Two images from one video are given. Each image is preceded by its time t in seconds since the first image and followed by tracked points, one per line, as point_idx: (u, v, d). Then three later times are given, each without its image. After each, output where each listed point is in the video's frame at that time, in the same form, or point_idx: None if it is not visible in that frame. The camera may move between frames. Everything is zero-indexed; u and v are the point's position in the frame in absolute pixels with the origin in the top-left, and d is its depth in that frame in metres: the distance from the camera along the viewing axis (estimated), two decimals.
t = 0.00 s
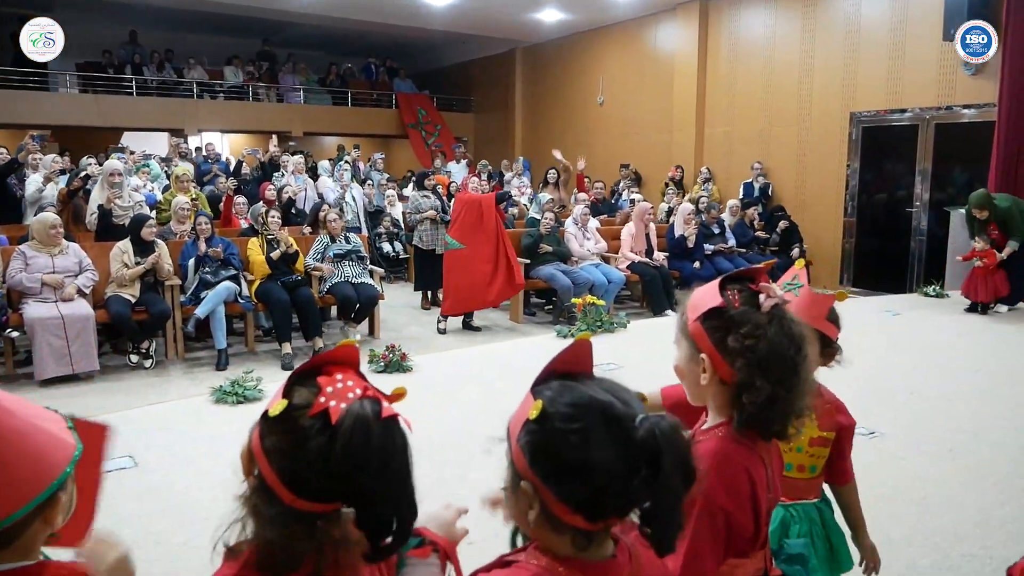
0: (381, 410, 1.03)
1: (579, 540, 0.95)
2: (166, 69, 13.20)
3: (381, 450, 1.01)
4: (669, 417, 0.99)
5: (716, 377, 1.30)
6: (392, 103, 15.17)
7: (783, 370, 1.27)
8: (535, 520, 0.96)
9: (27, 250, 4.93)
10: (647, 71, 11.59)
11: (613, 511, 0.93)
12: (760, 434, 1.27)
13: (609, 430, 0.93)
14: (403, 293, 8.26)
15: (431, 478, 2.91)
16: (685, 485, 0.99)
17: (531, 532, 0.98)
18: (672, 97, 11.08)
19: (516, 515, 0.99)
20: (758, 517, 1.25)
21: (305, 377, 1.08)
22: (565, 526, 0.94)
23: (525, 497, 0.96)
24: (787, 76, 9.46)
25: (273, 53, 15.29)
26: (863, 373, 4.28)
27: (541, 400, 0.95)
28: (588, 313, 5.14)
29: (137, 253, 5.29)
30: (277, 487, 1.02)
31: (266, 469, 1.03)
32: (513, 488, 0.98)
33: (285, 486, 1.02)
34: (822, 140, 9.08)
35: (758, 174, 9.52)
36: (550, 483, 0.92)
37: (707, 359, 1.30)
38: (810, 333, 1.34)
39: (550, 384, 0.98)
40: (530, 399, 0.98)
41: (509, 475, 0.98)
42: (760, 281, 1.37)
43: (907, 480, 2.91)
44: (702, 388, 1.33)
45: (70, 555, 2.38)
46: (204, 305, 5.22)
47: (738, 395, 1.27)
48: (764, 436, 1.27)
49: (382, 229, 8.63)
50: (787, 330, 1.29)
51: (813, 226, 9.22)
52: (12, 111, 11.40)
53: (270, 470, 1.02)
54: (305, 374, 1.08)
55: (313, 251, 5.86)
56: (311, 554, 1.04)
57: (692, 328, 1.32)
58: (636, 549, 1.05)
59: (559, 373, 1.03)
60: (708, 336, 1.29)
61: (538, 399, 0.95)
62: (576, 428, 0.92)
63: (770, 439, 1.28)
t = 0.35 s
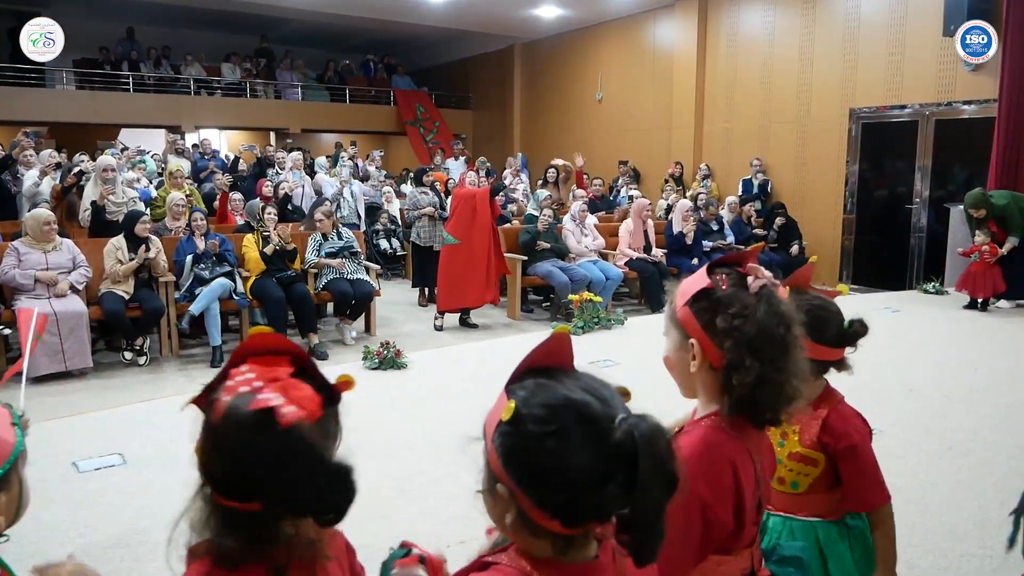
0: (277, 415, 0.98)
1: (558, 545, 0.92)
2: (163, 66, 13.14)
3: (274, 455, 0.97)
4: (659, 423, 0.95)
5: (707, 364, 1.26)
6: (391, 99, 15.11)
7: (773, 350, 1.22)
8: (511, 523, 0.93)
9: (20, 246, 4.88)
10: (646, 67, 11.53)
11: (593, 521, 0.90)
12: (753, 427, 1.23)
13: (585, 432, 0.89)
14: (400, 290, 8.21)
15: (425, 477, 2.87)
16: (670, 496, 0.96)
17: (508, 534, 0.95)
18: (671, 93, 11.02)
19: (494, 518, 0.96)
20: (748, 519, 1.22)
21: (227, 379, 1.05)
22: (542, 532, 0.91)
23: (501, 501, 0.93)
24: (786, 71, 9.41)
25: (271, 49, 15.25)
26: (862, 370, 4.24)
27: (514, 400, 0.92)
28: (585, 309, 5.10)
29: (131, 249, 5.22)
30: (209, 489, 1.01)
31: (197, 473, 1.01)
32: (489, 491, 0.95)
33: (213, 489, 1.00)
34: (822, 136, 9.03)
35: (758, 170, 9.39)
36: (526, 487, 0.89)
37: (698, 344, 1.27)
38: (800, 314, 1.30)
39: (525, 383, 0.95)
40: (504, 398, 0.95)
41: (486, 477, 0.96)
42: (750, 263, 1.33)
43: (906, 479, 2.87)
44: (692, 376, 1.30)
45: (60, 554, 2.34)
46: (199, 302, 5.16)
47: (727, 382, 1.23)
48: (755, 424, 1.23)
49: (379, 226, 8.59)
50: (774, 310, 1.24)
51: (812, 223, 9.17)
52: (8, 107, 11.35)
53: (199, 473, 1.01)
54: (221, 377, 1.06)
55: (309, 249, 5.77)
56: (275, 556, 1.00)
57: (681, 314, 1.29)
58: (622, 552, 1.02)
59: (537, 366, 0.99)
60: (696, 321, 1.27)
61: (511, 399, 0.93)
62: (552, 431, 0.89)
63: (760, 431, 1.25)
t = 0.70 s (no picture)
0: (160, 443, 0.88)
1: (551, 554, 0.86)
2: (160, 61, 13.06)
3: (162, 488, 0.88)
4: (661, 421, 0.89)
5: (703, 356, 1.20)
6: (390, 95, 15.04)
7: (772, 337, 1.14)
8: (498, 532, 0.88)
9: (13, 240, 4.82)
10: (645, 62, 11.47)
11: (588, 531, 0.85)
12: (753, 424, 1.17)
13: (576, 432, 0.84)
14: (398, 285, 8.15)
15: (420, 473, 2.81)
16: (674, 500, 0.91)
17: (496, 542, 0.90)
18: (672, 88, 10.96)
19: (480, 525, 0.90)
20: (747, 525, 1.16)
21: (152, 381, 0.97)
22: (533, 543, 0.86)
23: (486, 510, 0.87)
24: (788, 66, 9.35)
25: (269, 45, 15.18)
26: (864, 367, 4.19)
27: (498, 399, 0.86)
28: (584, 304, 5.04)
29: (125, 244, 5.18)
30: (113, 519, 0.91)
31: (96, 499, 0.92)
32: (474, 497, 0.89)
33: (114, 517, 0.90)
34: (823, 131, 8.97)
35: (759, 166, 9.36)
36: (513, 494, 0.83)
37: (692, 334, 1.20)
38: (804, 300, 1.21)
39: (509, 380, 0.89)
40: (486, 396, 0.88)
41: (468, 483, 0.89)
42: (747, 246, 1.25)
43: (910, 476, 2.81)
44: (689, 368, 1.23)
45: (46, 552, 2.27)
46: (193, 297, 5.10)
47: (723, 375, 1.17)
48: (755, 419, 1.17)
49: (376, 221, 8.52)
50: (774, 296, 1.15)
51: (813, 219, 9.10)
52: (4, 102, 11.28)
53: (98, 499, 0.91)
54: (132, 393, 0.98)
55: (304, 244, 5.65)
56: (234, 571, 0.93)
57: (675, 302, 1.22)
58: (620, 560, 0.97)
59: (521, 359, 0.93)
60: (691, 309, 1.20)
61: (494, 399, 0.86)
62: (540, 433, 0.83)
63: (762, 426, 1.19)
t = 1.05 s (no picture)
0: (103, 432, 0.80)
1: (567, 531, 0.79)
2: (159, 55, 12.96)
3: (108, 476, 0.80)
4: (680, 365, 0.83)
5: (730, 325, 1.12)
6: (390, 90, 14.94)
7: (810, 295, 1.08)
8: (507, 508, 0.80)
9: (6, 230, 4.74)
10: (647, 56, 11.37)
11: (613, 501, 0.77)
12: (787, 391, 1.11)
13: (598, 384, 0.76)
14: (397, 279, 8.07)
15: (417, 466, 2.73)
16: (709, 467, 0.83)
17: (502, 517, 0.82)
18: (674, 83, 10.86)
19: (484, 500, 0.83)
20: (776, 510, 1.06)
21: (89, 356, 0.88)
22: (549, 518, 0.78)
23: (494, 482, 0.79)
24: (791, 59, 9.26)
25: (268, 40, 15.12)
26: (871, 359, 4.11)
27: (505, 352, 0.78)
28: (585, 297, 4.96)
29: (119, 236, 5.09)
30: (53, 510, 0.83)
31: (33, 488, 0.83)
32: (478, 469, 0.81)
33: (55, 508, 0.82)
34: (826, 125, 8.88)
35: (762, 160, 9.31)
36: (524, 461, 0.75)
37: (718, 301, 1.13)
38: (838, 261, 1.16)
39: (518, 332, 0.81)
40: (494, 351, 0.81)
41: (472, 453, 0.82)
42: (768, 201, 1.18)
43: (920, 468, 2.73)
44: (712, 336, 1.16)
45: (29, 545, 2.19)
46: (189, 289, 5.02)
47: (757, 345, 1.10)
48: (789, 388, 1.11)
49: (376, 215, 8.44)
50: (809, 255, 1.09)
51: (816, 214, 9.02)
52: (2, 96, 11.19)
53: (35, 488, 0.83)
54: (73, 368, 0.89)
55: (300, 237, 5.57)
56: (176, 569, 0.87)
57: (695, 266, 1.14)
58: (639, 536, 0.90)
59: (530, 315, 0.85)
60: (713, 272, 1.12)
61: (501, 351, 0.79)
62: (557, 385, 0.75)
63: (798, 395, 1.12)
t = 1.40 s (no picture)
0: None
1: (593, 496, 0.71)
2: (161, 52, 12.91)
3: None
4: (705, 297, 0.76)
5: (772, 288, 1.06)
6: (393, 87, 14.91)
7: (857, 251, 1.06)
8: (520, 471, 0.72)
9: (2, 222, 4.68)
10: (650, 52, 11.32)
11: (640, 451, 0.70)
12: (828, 350, 1.09)
13: (626, 320, 0.68)
14: (399, 275, 8.03)
15: (417, 460, 2.68)
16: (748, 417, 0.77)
17: (516, 484, 0.73)
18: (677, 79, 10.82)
19: (495, 467, 0.74)
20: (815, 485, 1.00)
21: None
22: (572, 473, 0.70)
23: (506, 438, 0.71)
24: (795, 54, 9.20)
25: (270, 37, 15.08)
26: (878, 353, 4.05)
27: (518, 288, 0.70)
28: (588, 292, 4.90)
29: (119, 229, 5.04)
30: None
31: None
32: (489, 428, 0.73)
33: None
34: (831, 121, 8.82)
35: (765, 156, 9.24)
36: (545, 410, 0.68)
37: (762, 261, 1.05)
38: (874, 214, 1.14)
39: (532, 266, 0.73)
40: (506, 291, 0.72)
41: (483, 405, 0.74)
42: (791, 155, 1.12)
43: (932, 461, 2.67)
44: (748, 301, 1.07)
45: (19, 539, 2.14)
46: (189, 283, 4.95)
47: (805, 307, 1.06)
48: (830, 347, 1.09)
49: (378, 211, 8.39)
50: (853, 213, 1.06)
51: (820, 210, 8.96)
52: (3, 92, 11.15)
53: None
54: None
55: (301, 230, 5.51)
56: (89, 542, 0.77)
57: (732, 226, 1.06)
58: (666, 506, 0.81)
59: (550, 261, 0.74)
60: (754, 231, 1.05)
61: (517, 287, 0.70)
62: (577, 320, 0.67)
63: (837, 356, 1.10)
